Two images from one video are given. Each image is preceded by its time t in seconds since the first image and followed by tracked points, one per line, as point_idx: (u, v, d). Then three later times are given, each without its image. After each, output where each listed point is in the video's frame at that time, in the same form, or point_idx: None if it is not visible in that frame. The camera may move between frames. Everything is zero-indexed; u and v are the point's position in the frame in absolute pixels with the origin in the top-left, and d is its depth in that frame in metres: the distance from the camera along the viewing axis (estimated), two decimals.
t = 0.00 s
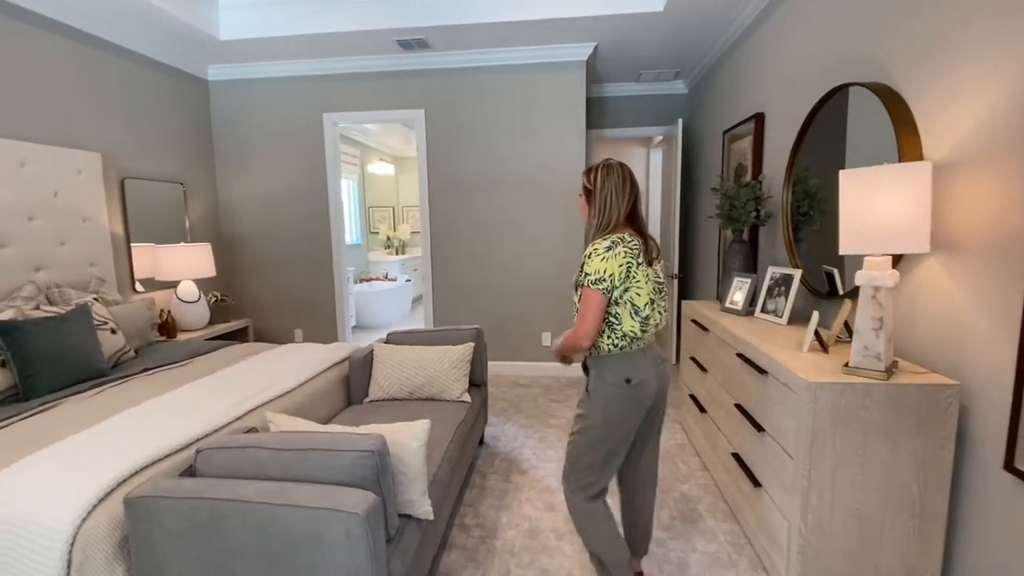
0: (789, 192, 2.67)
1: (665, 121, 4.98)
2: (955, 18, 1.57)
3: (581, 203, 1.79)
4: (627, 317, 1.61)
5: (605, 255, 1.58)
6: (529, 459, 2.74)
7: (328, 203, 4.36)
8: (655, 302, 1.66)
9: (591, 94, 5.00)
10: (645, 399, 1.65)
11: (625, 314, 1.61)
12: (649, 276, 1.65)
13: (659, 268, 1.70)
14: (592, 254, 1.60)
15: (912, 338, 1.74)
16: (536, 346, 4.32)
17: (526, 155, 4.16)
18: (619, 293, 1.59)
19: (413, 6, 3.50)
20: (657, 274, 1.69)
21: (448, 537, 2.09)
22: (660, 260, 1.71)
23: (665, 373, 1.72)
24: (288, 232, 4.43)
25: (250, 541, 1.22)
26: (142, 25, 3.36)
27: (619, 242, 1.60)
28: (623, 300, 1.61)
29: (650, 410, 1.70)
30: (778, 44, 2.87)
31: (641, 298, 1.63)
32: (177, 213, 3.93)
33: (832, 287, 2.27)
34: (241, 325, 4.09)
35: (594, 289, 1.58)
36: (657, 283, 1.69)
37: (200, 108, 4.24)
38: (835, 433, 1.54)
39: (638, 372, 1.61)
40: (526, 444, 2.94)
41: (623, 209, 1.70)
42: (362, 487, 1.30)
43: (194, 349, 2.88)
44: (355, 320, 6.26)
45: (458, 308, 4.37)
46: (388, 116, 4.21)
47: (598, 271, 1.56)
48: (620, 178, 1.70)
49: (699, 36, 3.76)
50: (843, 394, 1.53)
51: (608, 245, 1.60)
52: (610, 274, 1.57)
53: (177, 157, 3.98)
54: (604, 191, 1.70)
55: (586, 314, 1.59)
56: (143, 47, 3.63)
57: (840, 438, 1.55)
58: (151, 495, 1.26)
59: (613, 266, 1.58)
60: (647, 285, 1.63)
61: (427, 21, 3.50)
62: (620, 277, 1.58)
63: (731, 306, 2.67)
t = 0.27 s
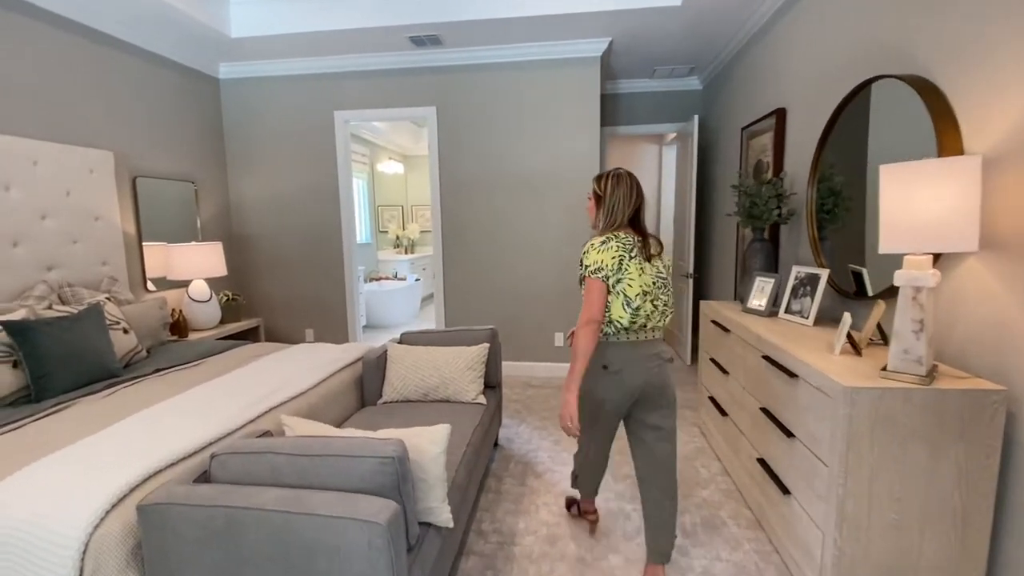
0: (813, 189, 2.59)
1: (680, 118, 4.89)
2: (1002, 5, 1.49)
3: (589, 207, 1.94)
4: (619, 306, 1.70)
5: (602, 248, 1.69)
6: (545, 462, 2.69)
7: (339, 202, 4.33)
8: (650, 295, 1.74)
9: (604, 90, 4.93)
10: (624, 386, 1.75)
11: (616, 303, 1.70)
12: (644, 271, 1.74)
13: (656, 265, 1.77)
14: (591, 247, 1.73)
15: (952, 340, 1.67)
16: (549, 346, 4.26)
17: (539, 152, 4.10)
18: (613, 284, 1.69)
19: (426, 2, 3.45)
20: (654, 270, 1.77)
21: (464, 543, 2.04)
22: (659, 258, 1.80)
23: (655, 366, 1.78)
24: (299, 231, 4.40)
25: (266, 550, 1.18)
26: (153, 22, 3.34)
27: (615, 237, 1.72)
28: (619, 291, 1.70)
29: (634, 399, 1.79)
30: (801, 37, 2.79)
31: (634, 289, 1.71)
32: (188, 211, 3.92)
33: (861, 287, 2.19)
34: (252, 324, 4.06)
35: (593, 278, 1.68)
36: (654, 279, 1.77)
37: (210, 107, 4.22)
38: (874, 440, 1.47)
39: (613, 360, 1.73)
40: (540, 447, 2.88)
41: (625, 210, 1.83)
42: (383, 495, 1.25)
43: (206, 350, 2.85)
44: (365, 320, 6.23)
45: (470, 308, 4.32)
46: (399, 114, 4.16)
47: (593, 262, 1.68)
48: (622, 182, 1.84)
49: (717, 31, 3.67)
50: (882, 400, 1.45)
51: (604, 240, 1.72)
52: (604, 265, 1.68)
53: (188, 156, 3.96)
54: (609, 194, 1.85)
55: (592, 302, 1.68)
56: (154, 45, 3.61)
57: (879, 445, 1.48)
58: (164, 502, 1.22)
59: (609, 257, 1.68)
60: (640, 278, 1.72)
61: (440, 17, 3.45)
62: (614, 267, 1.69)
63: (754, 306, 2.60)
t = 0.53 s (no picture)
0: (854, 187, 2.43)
1: (706, 116, 4.73)
2: None
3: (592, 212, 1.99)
4: (610, 307, 1.81)
5: (596, 252, 1.79)
6: (565, 473, 2.57)
7: (356, 201, 4.27)
8: (642, 299, 1.81)
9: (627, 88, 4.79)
10: (611, 375, 1.85)
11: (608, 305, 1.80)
12: (638, 276, 1.81)
13: (651, 270, 1.84)
14: (587, 251, 1.83)
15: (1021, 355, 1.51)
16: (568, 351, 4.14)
17: (560, 151, 3.98)
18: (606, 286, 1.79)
19: None
20: (648, 274, 1.85)
21: (481, 559, 1.93)
22: (656, 262, 1.86)
23: (647, 361, 1.86)
24: (315, 231, 4.35)
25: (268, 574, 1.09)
26: (172, 19, 3.32)
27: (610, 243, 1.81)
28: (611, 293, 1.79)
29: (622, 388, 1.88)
30: (841, 27, 2.63)
31: (626, 294, 1.79)
32: (206, 210, 3.89)
33: (910, 294, 2.03)
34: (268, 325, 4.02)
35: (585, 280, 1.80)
36: (647, 283, 1.85)
37: (229, 105, 4.20)
38: (936, 464, 1.33)
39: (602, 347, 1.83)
40: (560, 456, 2.77)
41: (624, 218, 1.88)
42: (395, 516, 1.15)
43: (219, 350, 2.80)
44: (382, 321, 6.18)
45: (488, 310, 4.22)
46: (417, 112, 4.09)
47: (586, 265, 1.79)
48: (624, 189, 1.88)
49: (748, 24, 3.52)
50: (947, 420, 1.31)
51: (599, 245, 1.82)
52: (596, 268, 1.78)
53: (207, 155, 3.94)
54: (609, 202, 1.90)
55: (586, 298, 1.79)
56: (174, 42, 3.59)
57: (942, 470, 1.33)
58: (163, 518, 1.14)
59: (603, 261, 1.79)
60: (631, 283, 1.79)
61: (459, 12, 3.36)
62: (606, 271, 1.79)
63: (789, 312, 2.44)
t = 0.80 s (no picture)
0: (908, 190, 2.21)
1: (736, 115, 4.52)
2: None
3: (602, 207, 2.06)
4: (611, 299, 1.90)
5: (597, 247, 1.89)
6: (586, 494, 2.41)
7: (372, 202, 4.18)
8: (643, 293, 1.89)
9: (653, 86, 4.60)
10: (625, 369, 1.91)
11: (608, 297, 1.90)
12: (638, 271, 1.89)
13: (653, 266, 1.91)
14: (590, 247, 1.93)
15: None
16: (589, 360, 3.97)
17: (582, 151, 3.82)
18: (602, 279, 1.90)
19: None
20: (652, 270, 1.92)
21: None
22: (659, 259, 1.93)
23: (654, 353, 1.94)
24: (330, 232, 4.27)
25: None
26: (189, 17, 3.27)
27: (612, 237, 1.90)
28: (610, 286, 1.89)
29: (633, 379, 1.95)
30: (891, 16, 2.42)
31: (625, 287, 1.88)
32: (221, 211, 3.84)
33: (975, 309, 1.82)
34: (282, 328, 3.94)
35: (583, 273, 1.93)
36: (651, 279, 1.92)
37: (247, 105, 4.15)
38: None
39: (615, 344, 1.89)
40: (581, 475, 2.60)
41: (629, 213, 1.94)
42: (398, 561, 1.01)
43: (227, 356, 2.70)
44: (398, 324, 6.08)
45: (505, 315, 4.07)
46: (436, 111, 3.98)
47: (587, 259, 1.89)
48: (631, 185, 1.94)
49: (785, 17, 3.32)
50: None
51: (601, 240, 1.91)
52: (596, 262, 1.89)
53: (223, 154, 3.89)
54: (618, 197, 1.97)
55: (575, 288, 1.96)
56: (191, 41, 3.54)
57: None
58: (139, 556, 1.02)
59: (602, 256, 1.89)
60: (631, 277, 1.87)
61: (480, 7, 3.24)
62: (603, 265, 1.90)
63: (834, 326, 2.24)
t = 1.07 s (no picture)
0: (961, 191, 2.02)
1: (763, 113, 4.31)
2: None
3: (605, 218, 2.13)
4: (619, 307, 1.95)
5: (605, 258, 1.96)
6: (605, 515, 2.25)
7: (385, 202, 4.07)
8: (649, 302, 1.96)
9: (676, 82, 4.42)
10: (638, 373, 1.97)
11: (616, 305, 1.95)
12: (645, 281, 1.96)
13: (659, 276, 2.00)
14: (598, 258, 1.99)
15: None
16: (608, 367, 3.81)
17: (602, 149, 3.66)
18: (611, 288, 1.95)
19: None
20: (657, 279, 1.99)
21: None
22: (662, 270, 2.01)
23: (659, 357, 2.04)
24: (342, 232, 4.17)
25: None
26: (199, 11, 3.19)
27: (619, 248, 1.97)
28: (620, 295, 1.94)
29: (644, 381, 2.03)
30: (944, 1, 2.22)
31: (632, 296, 1.94)
32: (231, 210, 3.76)
33: None
34: (292, 330, 3.85)
35: (591, 282, 1.97)
36: (655, 288, 1.99)
37: (258, 102, 4.07)
38: None
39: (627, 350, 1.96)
40: (599, 493, 2.45)
41: (633, 224, 2.01)
42: None
43: (230, 360, 2.60)
44: (410, 326, 5.98)
45: (520, 319, 3.93)
46: (450, 108, 3.85)
47: (597, 268, 1.96)
48: (633, 198, 2.03)
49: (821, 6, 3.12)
50: None
51: (608, 251, 1.98)
52: (604, 272, 1.95)
53: (234, 152, 3.82)
54: (620, 209, 2.05)
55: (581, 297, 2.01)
56: (202, 36, 3.47)
57: None
58: None
59: (610, 266, 1.95)
60: (639, 287, 1.94)
61: None
62: (613, 275, 1.95)
63: (878, 339, 2.05)
